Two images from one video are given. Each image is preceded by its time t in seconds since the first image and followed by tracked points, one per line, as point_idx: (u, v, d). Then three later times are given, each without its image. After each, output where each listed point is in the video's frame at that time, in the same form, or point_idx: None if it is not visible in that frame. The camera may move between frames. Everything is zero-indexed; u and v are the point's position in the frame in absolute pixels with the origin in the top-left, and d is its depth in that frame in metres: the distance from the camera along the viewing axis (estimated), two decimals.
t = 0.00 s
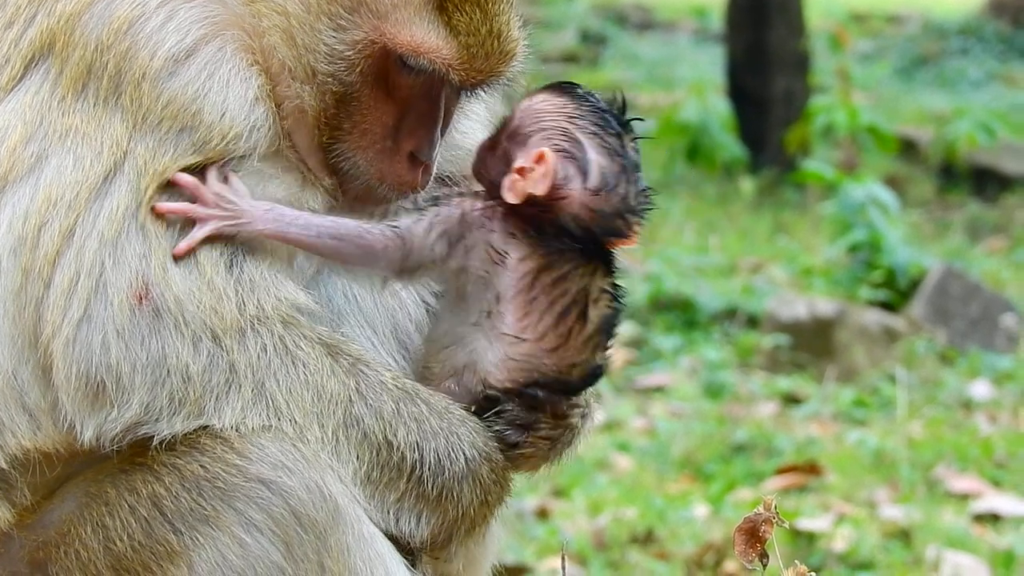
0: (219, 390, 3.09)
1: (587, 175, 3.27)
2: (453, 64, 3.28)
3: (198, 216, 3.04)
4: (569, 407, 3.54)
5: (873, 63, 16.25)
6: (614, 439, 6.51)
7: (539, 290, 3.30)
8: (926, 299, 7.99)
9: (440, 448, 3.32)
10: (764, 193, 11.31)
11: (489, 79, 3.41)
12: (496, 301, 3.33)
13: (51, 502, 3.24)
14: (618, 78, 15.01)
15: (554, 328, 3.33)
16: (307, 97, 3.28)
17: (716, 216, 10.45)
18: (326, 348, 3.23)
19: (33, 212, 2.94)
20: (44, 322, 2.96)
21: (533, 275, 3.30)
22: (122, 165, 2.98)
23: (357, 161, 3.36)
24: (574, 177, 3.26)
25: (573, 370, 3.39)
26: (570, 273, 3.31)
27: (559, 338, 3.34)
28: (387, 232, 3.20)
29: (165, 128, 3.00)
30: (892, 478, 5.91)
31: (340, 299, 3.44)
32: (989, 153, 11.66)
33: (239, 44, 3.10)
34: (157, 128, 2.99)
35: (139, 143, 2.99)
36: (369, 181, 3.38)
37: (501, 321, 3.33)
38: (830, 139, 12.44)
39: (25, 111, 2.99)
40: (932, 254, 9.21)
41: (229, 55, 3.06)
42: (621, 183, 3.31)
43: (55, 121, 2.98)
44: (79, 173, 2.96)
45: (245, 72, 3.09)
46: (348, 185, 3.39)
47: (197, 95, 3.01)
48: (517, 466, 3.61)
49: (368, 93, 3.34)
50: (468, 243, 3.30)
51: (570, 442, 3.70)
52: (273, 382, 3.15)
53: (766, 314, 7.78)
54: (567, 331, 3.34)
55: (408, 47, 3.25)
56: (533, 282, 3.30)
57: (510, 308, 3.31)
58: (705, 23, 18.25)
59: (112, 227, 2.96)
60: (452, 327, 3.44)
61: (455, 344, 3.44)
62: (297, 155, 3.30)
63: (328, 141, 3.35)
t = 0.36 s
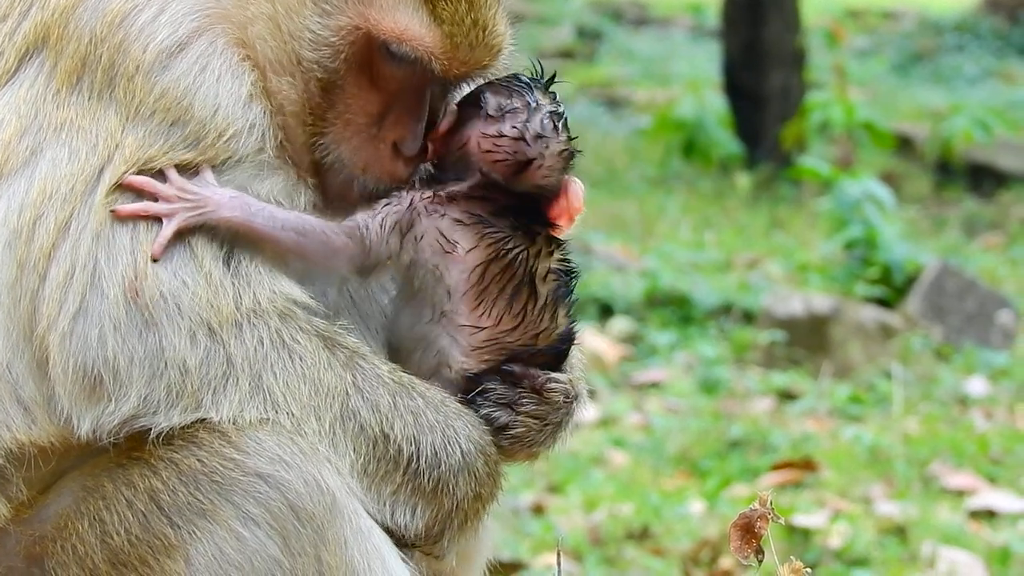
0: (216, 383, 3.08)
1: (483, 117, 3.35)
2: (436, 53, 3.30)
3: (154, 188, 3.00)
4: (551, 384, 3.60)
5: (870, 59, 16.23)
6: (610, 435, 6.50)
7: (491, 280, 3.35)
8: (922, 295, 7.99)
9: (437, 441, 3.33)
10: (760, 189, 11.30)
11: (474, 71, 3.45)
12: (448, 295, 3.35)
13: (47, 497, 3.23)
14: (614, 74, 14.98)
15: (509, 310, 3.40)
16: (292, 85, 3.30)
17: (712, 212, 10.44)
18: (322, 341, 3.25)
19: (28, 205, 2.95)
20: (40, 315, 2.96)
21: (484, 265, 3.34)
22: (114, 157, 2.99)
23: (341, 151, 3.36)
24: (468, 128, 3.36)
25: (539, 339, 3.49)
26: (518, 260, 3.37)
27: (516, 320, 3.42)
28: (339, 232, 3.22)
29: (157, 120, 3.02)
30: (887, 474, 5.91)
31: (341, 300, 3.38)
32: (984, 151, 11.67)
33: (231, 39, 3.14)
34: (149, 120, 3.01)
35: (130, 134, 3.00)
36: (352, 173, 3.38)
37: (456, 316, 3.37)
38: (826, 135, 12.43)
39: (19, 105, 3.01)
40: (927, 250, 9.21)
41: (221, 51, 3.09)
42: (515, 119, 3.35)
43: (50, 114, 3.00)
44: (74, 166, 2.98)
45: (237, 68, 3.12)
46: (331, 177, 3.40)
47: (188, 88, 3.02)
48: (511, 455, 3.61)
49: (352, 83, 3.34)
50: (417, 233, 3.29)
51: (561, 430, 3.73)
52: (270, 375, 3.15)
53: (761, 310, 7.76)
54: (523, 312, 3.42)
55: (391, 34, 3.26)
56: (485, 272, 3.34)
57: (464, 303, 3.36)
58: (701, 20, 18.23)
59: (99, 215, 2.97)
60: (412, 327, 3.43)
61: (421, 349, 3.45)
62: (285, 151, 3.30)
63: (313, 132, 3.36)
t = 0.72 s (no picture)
0: (214, 384, 3.10)
1: (452, 114, 3.35)
2: (414, 10, 3.18)
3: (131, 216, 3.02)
4: (545, 377, 3.55)
5: (871, 59, 16.23)
6: (609, 434, 6.49)
7: (481, 285, 3.32)
8: (922, 296, 7.99)
9: (442, 422, 3.33)
10: (760, 189, 11.29)
11: (461, 43, 3.30)
12: (437, 300, 3.33)
13: (48, 495, 3.25)
14: (614, 74, 14.97)
15: (501, 314, 3.36)
16: (264, 52, 3.24)
17: (712, 212, 10.44)
18: (320, 334, 3.26)
19: (16, 203, 2.99)
20: (31, 319, 3.00)
21: (475, 270, 3.30)
22: (94, 159, 3.03)
23: (316, 122, 3.25)
24: (442, 127, 3.36)
25: (534, 338, 3.45)
26: (508, 264, 3.33)
27: (508, 322, 3.38)
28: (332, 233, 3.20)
29: (138, 123, 3.06)
30: (886, 475, 5.91)
31: (332, 296, 3.46)
32: (984, 151, 11.67)
33: (206, 35, 3.17)
34: (131, 123, 3.05)
35: (112, 136, 3.05)
36: (328, 148, 3.25)
37: (446, 322, 3.35)
38: (827, 135, 12.42)
39: (9, 101, 3.06)
40: (928, 251, 9.21)
41: (200, 51, 3.14)
42: (484, 113, 3.33)
43: (37, 113, 3.04)
44: (59, 166, 3.01)
45: (215, 70, 3.15)
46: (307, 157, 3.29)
47: (166, 88, 3.06)
48: (509, 451, 3.58)
49: (328, 49, 3.25)
50: (409, 234, 3.27)
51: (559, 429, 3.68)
52: (268, 373, 3.16)
53: (761, 310, 7.75)
54: (515, 315, 3.37)
55: None
56: (474, 279, 3.31)
57: (454, 309, 3.33)
58: (702, 19, 18.23)
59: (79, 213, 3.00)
60: (401, 337, 3.47)
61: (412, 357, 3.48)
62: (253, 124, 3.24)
63: (286, 103, 3.26)
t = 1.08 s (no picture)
0: (208, 384, 3.09)
1: (469, 111, 3.42)
2: (412, 27, 3.14)
3: (138, 223, 3.02)
4: (539, 371, 3.55)
5: (868, 58, 16.23)
6: (606, 433, 6.48)
7: (475, 279, 3.33)
8: (919, 295, 7.98)
9: (436, 419, 3.34)
10: (757, 188, 11.28)
11: (463, 54, 3.26)
12: (429, 295, 3.35)
13: (45, 493, 3.24)
14: (611, 73, 14.95)
15: (494, 309, 3.36)
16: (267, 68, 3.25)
17: (709, 211, 10.43)
18: (313, 332, 3.26)
19: (13, 204, 2.98)
20: (28, 320, 2.99)
21: (469, 264, 3.31)
22: (95, 161, 3.02)
23: (319, 141, 3.24)
24: (458, 123, 3.42)
25: (527, 334, 3.44)
26: (501, 259, 3.34)
27: (501, 319, 3.38)
28: (333, 237, 3.23)
29: (139, 126, 3.05)
30: (883, 474, 5.91)
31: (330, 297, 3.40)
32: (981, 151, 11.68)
33: (211, 43, 3.19)
34: (132, 126, 3.05)
35: (112, 138, 3.04)
36: (333, 167, 3.25)
37: (440, 318, 3.36)
38: (824, 135, 12.42)
39: (7, 102, 3.04)
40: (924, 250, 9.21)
41: (204, 58, 3.15)
42: (502, 110, 3.39)
43: (35, 114, 3.03)
44: (58, 168, 3.00)
45: (218, 75, 3.17)
46: (313, 173, 3.28)
47: (170, 94, 3.06)
48: (504, 448, 3.57)
49: (328, 67, 3.23)
50: (409, 232, 3.30)
51: (553, 426, 3.68)
52: (263, 372, 3.16)
53: (758, 309, 7.75)
54: (508, 311, 3.37)
55: (363, 10, 3.14)
56: (467, 274, 3.32)
57: (448, 304, 3.33)
58: (699, 19, 18.22)
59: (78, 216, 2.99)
60: (396, 333, 3.46)
61: (407, 354, 3.47)
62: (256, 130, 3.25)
63: (290, 120, 3.26)
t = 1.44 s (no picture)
0: (208, 388, 3.10)
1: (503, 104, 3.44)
2: (413, 23, 3.13)
3: (152, 217, 3.01)
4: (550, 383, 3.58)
5: (865, 59, 16.24)
6: (603, 434, 6.47)
7: (512, 287, 3.33)
8: (917, 296, 7.98)
9: (435, 423, 3.35)
10: (755, 189, 11.28)
11: (465, 45, 3.26)
12: (464, 296, 3.33)
13: (43, 497, 3.23)
14: (608, 74, 14.94)
15: (525, 326, 3.36)
16: (270, 75, 3.23)
17: (706, 212, 10.42)
18: (312, 336, 3.26)
19: (14, 209, 2.98)
20: (29, 325, 3.00)
21: (508, 269, 3.31)
22: (97, 165, 3.01)
23: (328, 144, 3.24)
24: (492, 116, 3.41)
25: (547, 361, 3.44)
26: (537, 270, 3.33)
27: (531, 336, 3.38)
28: (353, 225, 3.17)
29: (140, 130, 3.03)
30: (881, 475, 5.91)
31: (330, 297, 3.45)
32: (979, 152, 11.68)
33: (211, 47, 3.15)
34: (132, 130, 3.03)
35: (113, 143, 3.02)
36: (342, 168, 3.25)
37: (473, 322, 3.36)
38: (821, 136, 12.42)
39: (5, 107, 3.04)
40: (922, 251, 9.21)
41: (204, 61, 3.11)
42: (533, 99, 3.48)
43: (34, 119, 3.02)
44: (59, 173, 3.00)
45: (218, 78, 3.14)
46: (323, 176, 3.28)
47: (171, 99, 3.04)
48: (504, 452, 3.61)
49: (332, 70, 3.22)
50: (445, 228, 3.26)
51: (554, 430, 3.72)
52: (262, 376, 3.16)
53: (756, 309, 7.74)
54: (540, 329, 3.37)
55: (365, 11, 3.13)
56: (506, 280, 3.32)
57: (482, 309, 3.34)
58: (696, 19, 18.22)
59: (82, 222, 2.99)
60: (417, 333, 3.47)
61: (427, 356, 3.49)
62: (261, 134, 3.23)
63: (297, 125, 3.25)
